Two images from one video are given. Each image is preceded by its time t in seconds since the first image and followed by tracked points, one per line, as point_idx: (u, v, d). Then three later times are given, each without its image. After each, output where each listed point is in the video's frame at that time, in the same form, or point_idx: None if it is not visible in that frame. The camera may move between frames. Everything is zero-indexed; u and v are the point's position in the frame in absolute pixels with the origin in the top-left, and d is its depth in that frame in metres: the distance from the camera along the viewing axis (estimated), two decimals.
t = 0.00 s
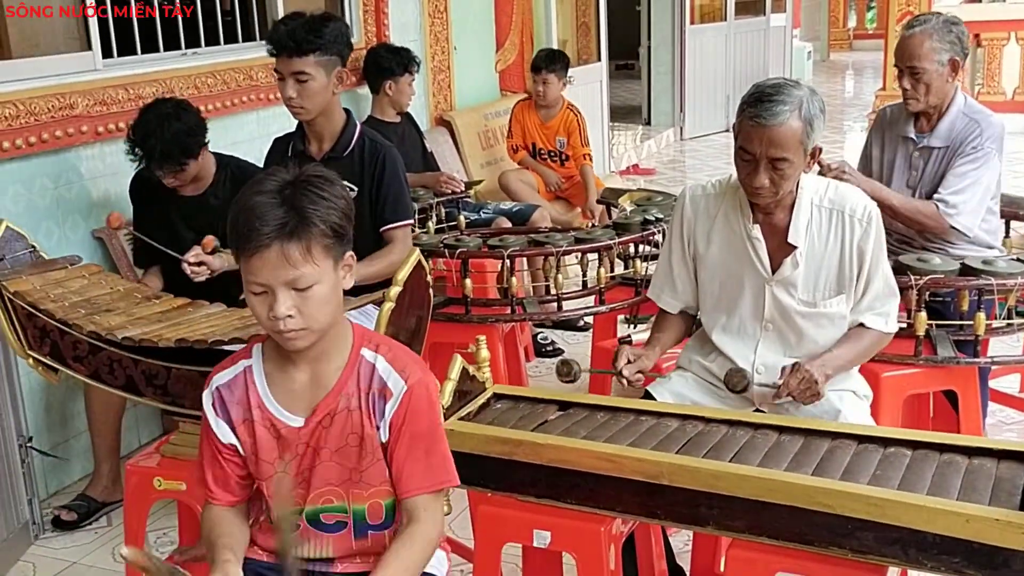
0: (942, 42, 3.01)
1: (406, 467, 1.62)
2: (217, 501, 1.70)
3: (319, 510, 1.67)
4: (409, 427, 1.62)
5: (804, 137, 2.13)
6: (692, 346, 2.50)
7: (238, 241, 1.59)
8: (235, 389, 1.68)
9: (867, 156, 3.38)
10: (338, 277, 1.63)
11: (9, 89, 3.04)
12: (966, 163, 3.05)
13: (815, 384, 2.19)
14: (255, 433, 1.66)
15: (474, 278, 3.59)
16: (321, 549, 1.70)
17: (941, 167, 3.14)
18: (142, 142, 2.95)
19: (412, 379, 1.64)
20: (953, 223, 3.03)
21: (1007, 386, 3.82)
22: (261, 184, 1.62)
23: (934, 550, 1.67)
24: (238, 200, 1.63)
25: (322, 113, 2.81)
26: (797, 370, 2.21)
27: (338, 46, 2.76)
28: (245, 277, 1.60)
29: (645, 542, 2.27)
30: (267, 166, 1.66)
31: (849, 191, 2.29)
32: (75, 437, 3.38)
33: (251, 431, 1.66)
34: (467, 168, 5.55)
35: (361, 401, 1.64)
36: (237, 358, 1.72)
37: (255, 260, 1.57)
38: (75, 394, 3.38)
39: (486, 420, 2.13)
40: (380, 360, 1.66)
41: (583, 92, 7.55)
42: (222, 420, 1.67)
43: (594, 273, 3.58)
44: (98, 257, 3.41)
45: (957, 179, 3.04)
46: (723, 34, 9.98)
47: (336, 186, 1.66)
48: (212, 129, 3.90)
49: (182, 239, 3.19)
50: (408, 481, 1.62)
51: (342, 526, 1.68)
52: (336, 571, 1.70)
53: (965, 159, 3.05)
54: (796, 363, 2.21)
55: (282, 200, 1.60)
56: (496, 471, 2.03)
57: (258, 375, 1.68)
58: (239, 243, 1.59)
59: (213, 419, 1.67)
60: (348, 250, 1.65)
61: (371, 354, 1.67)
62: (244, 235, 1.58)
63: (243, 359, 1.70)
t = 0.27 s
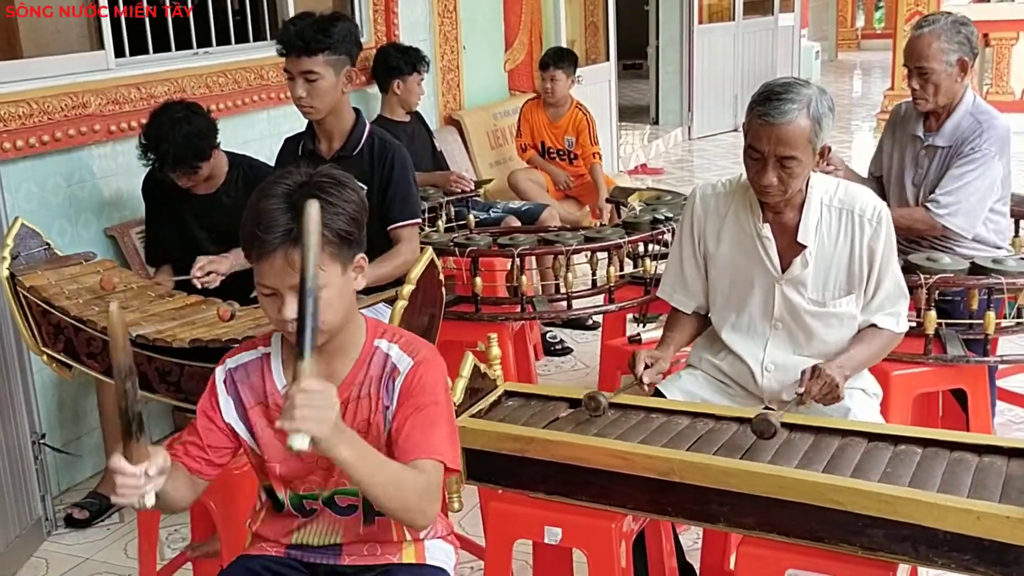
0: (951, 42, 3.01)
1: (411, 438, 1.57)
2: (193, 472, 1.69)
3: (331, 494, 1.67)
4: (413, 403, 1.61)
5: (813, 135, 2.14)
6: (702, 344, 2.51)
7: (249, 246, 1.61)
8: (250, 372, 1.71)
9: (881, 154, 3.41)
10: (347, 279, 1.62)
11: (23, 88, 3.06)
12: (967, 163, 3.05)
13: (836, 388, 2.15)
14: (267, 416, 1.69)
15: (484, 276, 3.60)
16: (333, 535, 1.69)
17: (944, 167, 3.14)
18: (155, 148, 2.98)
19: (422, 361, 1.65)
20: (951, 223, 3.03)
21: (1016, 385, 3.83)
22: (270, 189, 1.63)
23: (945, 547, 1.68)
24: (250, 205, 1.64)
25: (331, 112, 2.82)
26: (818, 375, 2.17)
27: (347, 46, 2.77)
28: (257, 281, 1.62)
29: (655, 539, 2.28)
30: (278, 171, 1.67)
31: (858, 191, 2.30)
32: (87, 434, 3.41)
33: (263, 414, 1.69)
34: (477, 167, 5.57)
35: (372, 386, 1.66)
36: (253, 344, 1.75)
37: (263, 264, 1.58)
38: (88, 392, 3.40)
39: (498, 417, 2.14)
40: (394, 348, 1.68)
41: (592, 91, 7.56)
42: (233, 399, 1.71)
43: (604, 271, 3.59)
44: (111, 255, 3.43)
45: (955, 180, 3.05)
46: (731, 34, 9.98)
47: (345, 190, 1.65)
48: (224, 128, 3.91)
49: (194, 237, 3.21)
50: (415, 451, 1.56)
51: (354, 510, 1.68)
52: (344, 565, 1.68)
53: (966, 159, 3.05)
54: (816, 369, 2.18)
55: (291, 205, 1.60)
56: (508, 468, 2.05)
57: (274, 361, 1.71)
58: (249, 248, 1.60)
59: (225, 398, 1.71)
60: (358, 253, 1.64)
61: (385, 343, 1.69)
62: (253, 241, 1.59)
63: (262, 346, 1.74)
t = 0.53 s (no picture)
0: (962, 38, 3.02)
1: (425, 462, 1.63)
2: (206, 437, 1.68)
3: (330, 503, 1.69)
4: (424, 422, 1.63)
5: (823, 132, 2.14)
6: (711, 343, 2.51)
7: (253, 245, 1.61)
8: (259, 356, 1.74)
9: (883, 156, 3.37)
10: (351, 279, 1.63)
11: (33, 86, 3.08)
12: (991, 158, 3.05)
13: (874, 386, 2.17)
14: (269, 403, 1.70)
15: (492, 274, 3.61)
16: (343, 534, 1.71)
17: (963, 162, 3.14)
18: (166, 149, 3.00)
19: (426, 376, 1.65)
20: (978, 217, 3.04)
21: None
22: (274, 189, 1.62)
23: (954, 544, 1.68)
24: (253, 204, 1.64)
25: (340, 110, 2.83)
26: (854, 375, 2.18)
27: (354, 43, 2.78)
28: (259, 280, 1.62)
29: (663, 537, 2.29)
30: (280, 170, 1.66)
31: (868, 189, 2.30)
32: (96, 431, 3.42)
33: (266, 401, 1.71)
34: (484, 165, 5.57)
35: (375, 397, 1.66)
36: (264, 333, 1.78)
37: (267, 265, 1.58)
38: (97, 389, 3.42)
39: (507, 414, 2.15)
40: (395, 358, 1.68)
41: (598, 90, 7.57)
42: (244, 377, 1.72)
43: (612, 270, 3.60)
44: (120, 252, 3.45)
45: (983, 174, 3.05)
46: (738, 33, 9.98)
47: (349, 190, 1.66)
48: (232, 127, 3.93)
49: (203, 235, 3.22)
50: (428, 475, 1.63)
51: (358, 516, 1.69)
52: (356, 562, 1.69)
53: (988, 153, 3.06)
54: (853, 369, 2.19)
55: (299, 204, 1.60)
56: (517, 465, 2.05)
57: (279, 354, 1.72)
58: (253, 248, 1.60)
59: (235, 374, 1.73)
60: (362, 253, 1.65)
61: (385, 351, 1.69)
62: (257, 241, 1.59)
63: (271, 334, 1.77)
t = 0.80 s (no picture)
0: (967, 34, 3.04)
1: (447, 446, 1.69)
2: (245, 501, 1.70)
3: (352, 497, 1.69)
4: (449, 411, 1.68)
5: (834, 131, 2.15)
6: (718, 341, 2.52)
7: (265, 234, 1.63)
8: (267, 390, 1.69)
9: (889, 164, 3.33)
10: (363, 272, 1.65)
11: (43, 85, 3.09)
12: (1015, 157, 3.07)
13: (903, 369, 2.17)
14: (290, 431, 1.68)
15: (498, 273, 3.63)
16: (356, 536, 1.71)
17: (980, 161, 3.15)
18: (179, 150, 3.05)
19: (446, 363, 1.68)
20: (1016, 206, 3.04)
21: None
22: (290, 180, 1.64)
23: (961, 542, 1.69)
24: (268, 195, 1.66)
25: (349, 110, 2.84)
26: (886, 358, 2.17)
27: (363, 42, 2.78)
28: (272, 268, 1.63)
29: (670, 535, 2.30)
30: (297, 164, 1.69)
31: (876, 187, 2.32)
32: (104, 429, 3.43)
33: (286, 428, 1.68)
34: (490, 165, 5.58)
35: (398, 386, 1.68)
36: (263, 359, 1.72)
37: (280, 252, 1.60)
38: (105, 387, 3.43)
39: (515, 412, 2.16)
40: (413, 346, 1.70)
41: (603, 90, 7.58)
42: (260, 422, 1.68)
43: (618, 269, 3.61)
44: (129, 251, 3.46)
45: (1011, 176, 3.06)
46: (743, 32, 9.99)
47: (364, 183, 1.67)
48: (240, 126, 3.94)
49: (211, 234, 3.23)
50: (448, 458, 1.69)
51: (377, 513, 1.70)
52: (366, 558, 1.71)
53: (1009, 152, 3.08)
54: (882, 353, 2.18)
55: (312, 195, 1.62)
56: (525, 463, 2.06)
57: (291, 371, 1.69)
58: (265, 237, 1.62)
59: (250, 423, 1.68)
60: (374, 246, 1.67)
61: (402, 341, 1.70)
62: (270, 229, 1.61)
63: (273, 359, 1.71)
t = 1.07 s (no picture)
0: (971, 32, 3.04)
1: (447, 445, 1.64)
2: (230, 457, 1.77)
3: (358, 489, 1.70)
4: (446, 409, 1.64)
5: (840, 131, 2.15)
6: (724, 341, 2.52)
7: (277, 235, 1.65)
8: (279, 365, 1.75)
9: (894, 172, 3.28)
10: (371, 276, 1.65)
11: (50, 84, 3.10)
12: None
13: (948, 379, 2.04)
14: (290, 408, 1.72)
15: (503, 272, 3.63)
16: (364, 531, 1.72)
17: (992, 159, 3.19)
18: (205, 145, 3.08)
19: (450, 361, 1.67)
20: None
21: None
22: (303, 182, 1.65)
23: (966, 540, 1.69)
24: (285, 194, 1.67)
25: (356, 109, 2.85)
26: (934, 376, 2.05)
27: (371, 42, 2.81)
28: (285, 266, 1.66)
29: (676, 533, 2.31)
30: (317, 164, 1.69)
31: (882, 188, 2.32)
32: (111, 427, 3.45)
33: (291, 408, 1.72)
34: (495, 164, 5.59)
35: (401, 382, 1.68)
36: (285, 337, 1.78)
37: (288, 254, 1.62)
38: (112, 385, 3.45)
39: (521, 410, 2.17)
40: (422, 344, 1.70)
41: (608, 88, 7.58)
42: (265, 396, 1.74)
43: (623, 267, 3.61)
44: (135, 250, 3.47)
45: None
46: (747, 31, 9.98)
47: (377, 189, 1.67)
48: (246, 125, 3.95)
49: (218, 233, 3.24)
50: (451, 459, 1.63)
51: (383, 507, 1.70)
52: (373, 555, 1.72)
53: None
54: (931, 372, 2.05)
55: (322, 200, 1.62)
56: (531, 461, 2.07)
57: (303, 354, 1.74)
58: (276, 237, 1.64)
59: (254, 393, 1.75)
60: (384, 252, 1.66)
61: (412, 338, 1.71)
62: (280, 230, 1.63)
63: (291, 339, 1.77)
